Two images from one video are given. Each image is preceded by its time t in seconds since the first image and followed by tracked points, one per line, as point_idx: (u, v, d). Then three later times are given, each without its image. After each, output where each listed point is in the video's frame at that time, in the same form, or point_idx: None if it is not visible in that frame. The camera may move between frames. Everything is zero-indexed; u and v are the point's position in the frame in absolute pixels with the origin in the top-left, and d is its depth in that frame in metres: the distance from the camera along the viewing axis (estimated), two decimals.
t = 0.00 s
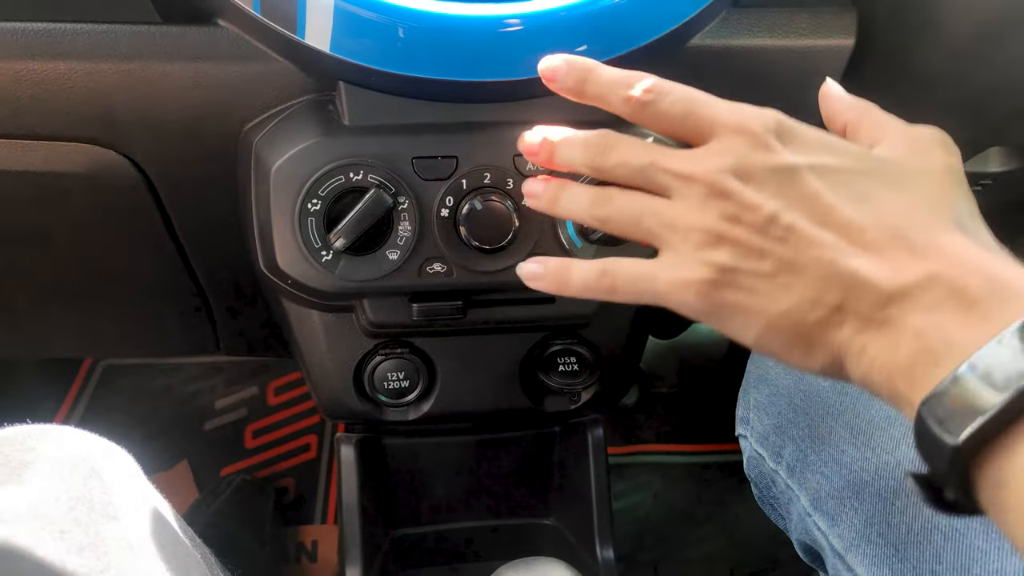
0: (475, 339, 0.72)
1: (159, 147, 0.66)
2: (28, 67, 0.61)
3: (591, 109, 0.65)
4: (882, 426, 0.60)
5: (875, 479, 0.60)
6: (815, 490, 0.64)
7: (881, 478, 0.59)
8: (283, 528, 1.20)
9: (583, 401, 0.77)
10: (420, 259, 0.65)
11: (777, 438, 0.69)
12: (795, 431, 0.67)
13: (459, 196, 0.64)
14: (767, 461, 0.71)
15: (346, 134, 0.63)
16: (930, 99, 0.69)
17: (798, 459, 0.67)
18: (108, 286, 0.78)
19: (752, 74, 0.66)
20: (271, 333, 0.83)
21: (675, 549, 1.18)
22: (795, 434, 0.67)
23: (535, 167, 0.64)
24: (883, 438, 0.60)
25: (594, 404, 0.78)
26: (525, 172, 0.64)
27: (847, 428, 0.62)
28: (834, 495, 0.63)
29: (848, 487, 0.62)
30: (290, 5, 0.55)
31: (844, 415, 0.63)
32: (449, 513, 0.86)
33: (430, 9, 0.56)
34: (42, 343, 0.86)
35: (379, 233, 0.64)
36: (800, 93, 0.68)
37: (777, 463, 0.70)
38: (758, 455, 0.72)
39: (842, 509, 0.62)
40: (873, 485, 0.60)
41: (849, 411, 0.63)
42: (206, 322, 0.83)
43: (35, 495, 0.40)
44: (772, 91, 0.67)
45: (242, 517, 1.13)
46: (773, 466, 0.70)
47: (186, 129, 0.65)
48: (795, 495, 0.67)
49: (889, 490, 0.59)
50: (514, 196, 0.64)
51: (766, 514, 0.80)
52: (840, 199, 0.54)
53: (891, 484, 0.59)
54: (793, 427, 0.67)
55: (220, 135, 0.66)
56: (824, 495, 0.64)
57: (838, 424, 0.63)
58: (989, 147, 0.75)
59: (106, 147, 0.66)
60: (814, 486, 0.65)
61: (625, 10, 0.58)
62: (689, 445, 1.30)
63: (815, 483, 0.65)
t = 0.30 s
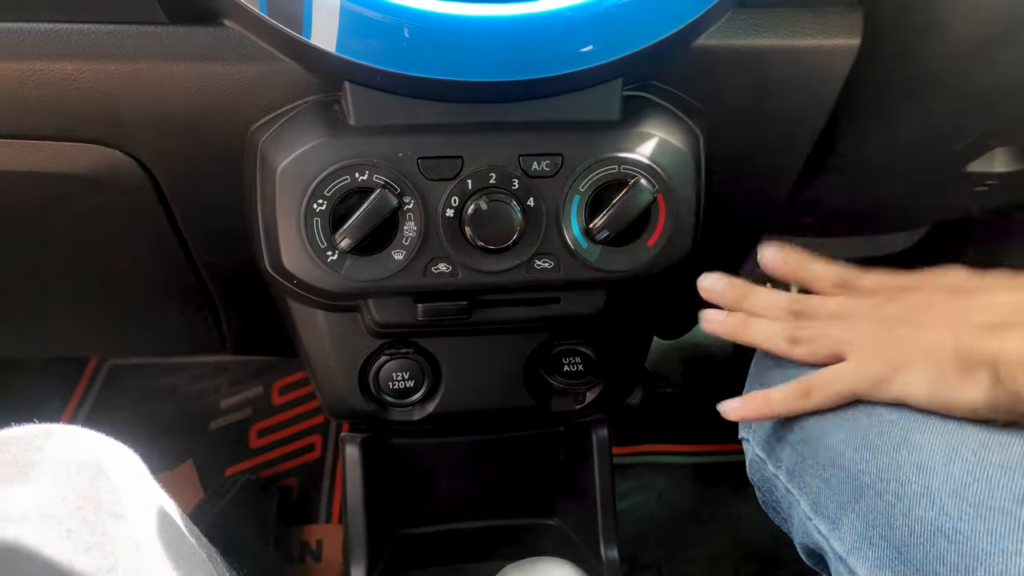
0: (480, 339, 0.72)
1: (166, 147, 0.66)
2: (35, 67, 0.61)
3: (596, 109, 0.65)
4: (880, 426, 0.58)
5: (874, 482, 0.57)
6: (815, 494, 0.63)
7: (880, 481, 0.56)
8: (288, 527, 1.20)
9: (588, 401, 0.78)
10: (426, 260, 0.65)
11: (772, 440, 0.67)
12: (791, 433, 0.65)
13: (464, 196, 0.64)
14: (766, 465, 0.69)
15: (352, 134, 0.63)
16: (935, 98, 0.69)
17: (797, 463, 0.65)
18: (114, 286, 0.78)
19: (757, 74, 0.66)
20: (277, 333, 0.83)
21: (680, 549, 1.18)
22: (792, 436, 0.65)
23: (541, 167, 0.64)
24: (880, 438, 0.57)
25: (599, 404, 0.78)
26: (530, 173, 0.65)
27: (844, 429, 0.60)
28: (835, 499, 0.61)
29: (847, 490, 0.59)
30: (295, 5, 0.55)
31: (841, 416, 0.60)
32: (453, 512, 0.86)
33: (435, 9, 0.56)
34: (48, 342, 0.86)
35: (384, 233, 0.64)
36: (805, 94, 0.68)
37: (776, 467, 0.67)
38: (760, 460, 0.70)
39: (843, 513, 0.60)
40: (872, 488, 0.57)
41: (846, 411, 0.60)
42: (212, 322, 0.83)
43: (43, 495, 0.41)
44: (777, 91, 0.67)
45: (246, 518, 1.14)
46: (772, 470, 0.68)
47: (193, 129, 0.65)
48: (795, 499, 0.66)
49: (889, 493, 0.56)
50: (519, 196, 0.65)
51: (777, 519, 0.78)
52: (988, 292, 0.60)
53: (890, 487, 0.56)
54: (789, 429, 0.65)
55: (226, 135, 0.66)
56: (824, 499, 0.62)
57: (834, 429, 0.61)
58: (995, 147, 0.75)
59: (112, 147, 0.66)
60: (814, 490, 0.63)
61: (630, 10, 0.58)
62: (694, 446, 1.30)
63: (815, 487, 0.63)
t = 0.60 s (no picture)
0: (482, 339, 0.72)
1: (169, 147, 0.66)
2: (38, 68, 0.61)
3: (599, 110, 0.65)
4: (868, 433, 0.59)
5: (861, 484, 0.58)
6: (807, 499, 0.64)
7: (869, 484, 0.57)
8: (291, 527, 1.20)
9: (590, 401, 0.78)
10: (428, 260, 0.65)
11: (770, 449, 0.69)
12: (786, 441, 0.67)
13: (467, 196, 0.64)
14: (762, 471, 0.71)
15: (353, 135, 0.63)
16: (938, 98, 0.68)
17: (791, 469, 0.66)
18: (117, 286, 0.78)
19: (759, 75, 0.66)
20: (280, 333, 0.83)
21: (683, 549, 1.18)
22: (787, 444, 0.67)
23: (543, 167, 0.65)
24: (869, 444, 0.58)
25: (601, 405, 0.78)
26: (533, 174, 0.65)
27: (834, 435, 0.62)
28: (826, 503, 0.62)
29: (837, 494, 0.60)
30: (298, 6, 0.56)
31: (832, 424, 0.62)
32: (456, 514, 0.87)
33: (437, 9, 0.56)
34: (53, 342, 0.87)
35: (386, 233, 0.64)
36: (808, 94, 0.68)
37: (771, 474, 0.69)
38: (757, 467, 0.73)
39: (834, 518, 0.61)
40: (861, 490, 0.58)
41: (837, 419, 0.62)
42: (215, 322, 0.83)
43: (45, 494, 0.41)
44: (780, 92, 0.67)
45: (250, 518, 1.13)
46: (769, 477, 0.70)
47: (195, 128, 0.65)
48: (791, 506, 0.67)
49: (877, 496, 0.56)
50: (521, 196, 0.65)
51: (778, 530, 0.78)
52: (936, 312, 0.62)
53: (877, 490, 0.56)
54: (784, 437, 0.67)
55: (229, 135, 0.66)
56: (816, 504, 0.63)
57: (824, 432, 0.63)
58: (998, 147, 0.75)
59: (115, 147, 0.66)
60: (806, 495, 0.64)
61: (632, 11, 0.58)
62: (697, 446, 1.30)
63: (807, 492, 0.64)
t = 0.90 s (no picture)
0: (485, 339, 0.72)
1: (173, 147, 0.66)
2: (43, 68, 0.61)
3: (602, 110, 0.65)
4: (869, 434, 0.59)
5: (863, 486, 0.58)
6: (810, 500, 0.64)
7: (871, 485, 0.57)
8: (294, 527, 1.20)
9: (594, 401, 0.78)
10: (431, 260, 0.65)
11: (772, 451, 0.69)
12: (788, 442, 0.67)
13: (470, 196, 0.64)
14: (764, 472, 0.71)
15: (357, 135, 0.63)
16: (942, 98, 0.68)
17: (793, 470, 0.66)
18: (121, 286, 0.78)
19: (762, 74, 0.66)
20: (283, 333, 0.83)
21: (686, 549, 1.18)
22: (789, 445, 0.67)
23: (546, 167, 0.65)
24: (870, 445, 0.58)
25: (604, 405, 0.78)
26: (536, 174, 0.65)
27: (835, 437, 0.62)
28: (828, 505, 0.62)
29: (839, 496, 0.60)
30: (302, 7, 0.56)
31: (833, 425, 0.62)
32: (459, 514, 0.87)
33: (441, 10, 0.56)
34: (57, 341, 0.87)
35: (390, 233, 0.64)
36: (812, 94, 0.68)
37: (773, 475, 0.69)
38: (759, 468, 0.73)
39: (836, 519, 0.61)
40: (862, 492, 0.58)
41: (838, 420, 0.62)
42: (219, 322, 0.83)
43: (48, 494, 0.41)
44: (783, 92, 0.67)
45: (254, 517, 1.13)
46: (771, 478, 0.70)
47: (198, 128, 0.65)
48: (793, 507, 0.66)
49: (879, 498, 0.56)
50: (525, 197, 0.65)
51: (781, 531, 0.78)
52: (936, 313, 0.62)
53: (879, 491, 0.56)
54: (786, 438, 0.67)
55: (232, 135, 0.66)
56: (818, 505, 0.63)
57: (825, 433, 0.63)
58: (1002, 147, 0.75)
59: (120, 147, 0.66)
60: (808, 497, 0.64)
61: (635, 11, 0.58)
62: (701, 446, 1.30)
63: (809, 493, 0.64)
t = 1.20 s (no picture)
0: (486, 340, 0.73)
1: (176, 148, 0.66)
2: (47, 69, 0.61)
3: (604, 111, 0.65)
4: (864, 437, 0.59)
5: (858, 489, 0.58)
6: (805, 504, 0.63)
7: (866, 488, 0.57)
8: (296, 526, 1.20)
9: (595, 402, 0.78)
10: (433, 261, 0.66)
11: (768, 454, 0.69)
12: (784, 446, 0.67)
13: (472, 197, 0.64)
14: (761, 476, 0.71)
15: (359, 136, 0.63)
16: (945, 100, 0.68)
17: (788, 474, 0.66)
18: (124, 286, 0.78)
19: (764, 76, 0.66)
20: (286, 333, 0.84)
21: (688, 549, 1.18)
22: (785, 449, 0.67)
23: (548, 168, 0.65)
24: (865, 448, 0.59)
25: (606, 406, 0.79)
26: (538, 175, 0.65)
27: (831, 440, 0.62)
28: (823, 508, 0.62)
29: (834, 499, 0.60)
30: (305, 7, 0.56)
31: (828, 428, 0.62)
32: (461, 514, 0.87)
33: (443, 11, 0.56)
34: (60, 341, 0.87)
35: (392, 234, 0.64)
36: (814, 95, 0.68)
37: (770, 478, 0.69)
38: (756, 471, 0.72)
39: (832, 523, 0.61)
40: (857, 495, 0.58)
41: (833, 424, 0.62)
42: (221, 322, 0.83)
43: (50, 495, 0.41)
44: (785, 93, 0.67)
45: (256, 516, 1.13)
46: (767, 481, 0.69)
47: (201, 128, 0.65)
48: (789, 511, 0.66)
49: (874, 501, 0.56)
50: (527, 197, 0.65)
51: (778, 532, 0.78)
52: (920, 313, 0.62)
53: (874, 494, 0.56)
54: (782, 442, 0.67)
55: (235, 136, 0.66)
56: (813, 509, 0.63)
57: (820, 437, 0.63)
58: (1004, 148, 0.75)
59: (123, 148, 0.66)
60: (804, 500, 0.64)
61: (637, 12, 0.58)
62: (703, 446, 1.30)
63: (805, 497, 0.64)
